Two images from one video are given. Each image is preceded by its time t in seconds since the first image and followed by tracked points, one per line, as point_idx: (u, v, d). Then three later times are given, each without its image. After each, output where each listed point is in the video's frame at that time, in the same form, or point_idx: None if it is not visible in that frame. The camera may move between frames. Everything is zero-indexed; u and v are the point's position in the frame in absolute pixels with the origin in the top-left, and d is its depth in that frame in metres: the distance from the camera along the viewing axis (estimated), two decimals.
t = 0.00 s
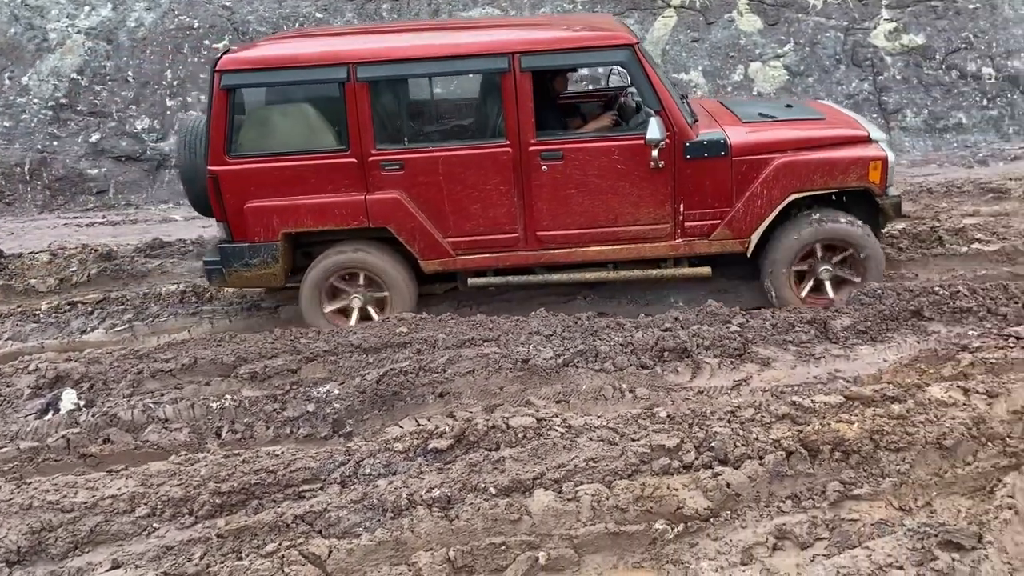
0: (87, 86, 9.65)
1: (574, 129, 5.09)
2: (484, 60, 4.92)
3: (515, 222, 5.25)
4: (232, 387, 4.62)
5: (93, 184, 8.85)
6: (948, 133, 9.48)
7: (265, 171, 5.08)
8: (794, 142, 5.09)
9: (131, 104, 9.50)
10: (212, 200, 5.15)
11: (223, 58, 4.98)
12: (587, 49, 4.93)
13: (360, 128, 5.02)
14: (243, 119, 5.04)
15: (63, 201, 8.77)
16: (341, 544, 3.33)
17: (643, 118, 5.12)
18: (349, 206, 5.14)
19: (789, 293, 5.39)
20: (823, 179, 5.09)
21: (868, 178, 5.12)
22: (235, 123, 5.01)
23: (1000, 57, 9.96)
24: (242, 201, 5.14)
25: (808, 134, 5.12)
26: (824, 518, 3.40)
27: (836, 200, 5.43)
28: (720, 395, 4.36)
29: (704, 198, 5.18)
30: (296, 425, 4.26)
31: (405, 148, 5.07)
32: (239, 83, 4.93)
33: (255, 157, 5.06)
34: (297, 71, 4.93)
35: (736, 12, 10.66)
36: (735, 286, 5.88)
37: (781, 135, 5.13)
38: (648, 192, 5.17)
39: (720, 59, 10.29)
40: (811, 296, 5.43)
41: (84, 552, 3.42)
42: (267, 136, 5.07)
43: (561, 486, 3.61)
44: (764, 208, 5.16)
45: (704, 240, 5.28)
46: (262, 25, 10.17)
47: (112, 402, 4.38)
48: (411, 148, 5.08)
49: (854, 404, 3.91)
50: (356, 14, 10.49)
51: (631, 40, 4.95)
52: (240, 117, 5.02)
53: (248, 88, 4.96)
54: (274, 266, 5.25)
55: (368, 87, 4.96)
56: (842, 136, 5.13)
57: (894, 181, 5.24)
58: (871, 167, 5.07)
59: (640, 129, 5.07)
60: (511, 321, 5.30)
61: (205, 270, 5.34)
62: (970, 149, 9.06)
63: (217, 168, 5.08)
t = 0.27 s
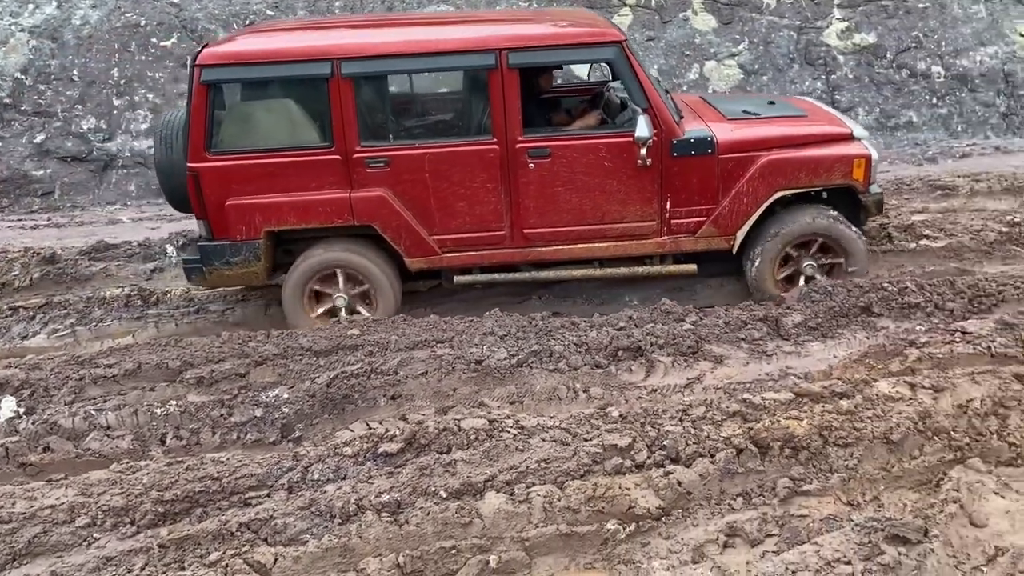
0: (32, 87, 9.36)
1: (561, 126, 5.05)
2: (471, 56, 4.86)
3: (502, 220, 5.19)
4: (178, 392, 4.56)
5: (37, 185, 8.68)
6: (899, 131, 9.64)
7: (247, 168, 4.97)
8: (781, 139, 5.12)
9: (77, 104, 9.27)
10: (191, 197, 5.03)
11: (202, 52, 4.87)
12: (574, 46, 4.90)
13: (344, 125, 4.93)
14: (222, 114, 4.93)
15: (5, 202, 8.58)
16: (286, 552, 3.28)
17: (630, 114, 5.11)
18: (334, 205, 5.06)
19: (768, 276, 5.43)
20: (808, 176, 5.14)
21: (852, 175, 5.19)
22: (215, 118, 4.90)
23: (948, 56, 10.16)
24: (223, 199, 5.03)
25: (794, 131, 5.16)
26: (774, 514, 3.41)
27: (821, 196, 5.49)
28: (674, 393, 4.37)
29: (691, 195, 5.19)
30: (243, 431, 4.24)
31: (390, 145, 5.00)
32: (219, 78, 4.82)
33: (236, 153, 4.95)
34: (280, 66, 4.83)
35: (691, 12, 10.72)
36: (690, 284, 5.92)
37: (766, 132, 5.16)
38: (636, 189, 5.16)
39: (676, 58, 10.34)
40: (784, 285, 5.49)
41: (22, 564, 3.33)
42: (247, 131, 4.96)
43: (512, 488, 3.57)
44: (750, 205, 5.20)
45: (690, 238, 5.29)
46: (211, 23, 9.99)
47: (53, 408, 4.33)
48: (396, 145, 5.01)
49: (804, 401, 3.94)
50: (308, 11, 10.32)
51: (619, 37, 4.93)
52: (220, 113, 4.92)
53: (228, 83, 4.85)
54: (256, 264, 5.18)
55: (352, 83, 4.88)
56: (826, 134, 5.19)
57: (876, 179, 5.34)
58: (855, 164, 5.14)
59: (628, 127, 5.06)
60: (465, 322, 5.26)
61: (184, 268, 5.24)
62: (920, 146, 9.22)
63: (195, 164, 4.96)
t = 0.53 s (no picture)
0: None
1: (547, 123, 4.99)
2: (457, 52, 4.75)
3: (488, 219, 5.14)
4: (122, 401, 4.42)
5: None
6: (860, 131, 9.73)
7: (226, 167, 4.83)
8: (769, 137, 5.10)
9: (28, 104, 9.06)
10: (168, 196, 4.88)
11: (179, 46, 4.69)
12: (562, 43, 4.80)
13: (327, 122, 4.82)
14: (200, 111, 4.77)
15: None
16: (228, 566, 3.26)
17: (618, 112, 5.05)
18: (316, 204, 4.95)
19: (756, 259, 5.37)
20: (794, 174, 5.12)
21: (837, 174, 5.18)
22: (192, 115, 4.74)
23: (907, 56, 10.26)
24: (201, 197, 4.89)
25: (780, 129, 5.14)
26: (729, 518, 3.37)
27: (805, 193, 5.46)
28: (633, 396, 4.33)
29: (677, 193, 5.16)
30: (189, 441, 4.13)
31: (374, 143, 4.90)
32: (196, 73, 4.64)
33: (214, 151, 4.81)
34: (259, 62, 4.67)
35: (654, 12, 10.72)
36: (651, 284, 5.89)
37: (753, 130, 5.12)
38: (622, 187, 5.12)
39: (639, 58, 10.33)
40: (762, 272, 5.44)
41: None
42: (225, 128, 4.82)
43: (464, 496, 3.54)
44: (736, 204, 5.18)
45: (676, 236, 5.28)
46: (166, 20, 9.81)
47: None
48: (380, 142, 4.91)
49: (760, 402, 3.91)
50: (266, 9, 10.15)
51: (607, 34, 4.85)
52: (197, 109, 4.76)
53: (206, 78, 4.68)
54: (237, 264, 5.06)
55: (335, 79, 4.76)
56: (811, 131, 5.17)
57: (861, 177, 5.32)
58: (840, 163, 5.13)
59: (614, 124, 5.02)
60: (423, 325, 5.18)
61: (160, 267, 5.10)
62: (880, 146, 9.29)
63: (172, 162, 4.81)
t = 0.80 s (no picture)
0: None
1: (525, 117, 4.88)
2: (432, 44, 4.63)
3: (464, 214, 5.02)
4: (58, 406, 4.27)
5: None
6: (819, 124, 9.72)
7: (196, 161, 4.69)
8: (747, 130, 5.02)
9: None
10: (137, 191, 4.75)
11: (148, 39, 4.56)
12: (538, 36, 4.68)
13: (299, 116, 4.68)
14: (170, 104, 4.64)
15: None
16: None
17: (596, 106, 4.94)
18: (288, 199, 4.80)
19: (742, 240, 5.26)
20: (773, 168, 5.05)
21: (816, 167, 5.11)
22: (162, 109, 4.60)
23: (865, 51, 10.30)
24: (172, 192, 4.75)
25: (759, 122, 5.07)
26: (678, 522, 3.31)
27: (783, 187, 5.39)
28: (585, 395, 4.23)
29: (656, 187, 5.07)
30: (126, 447, 3.96)
31: (348, 136, 4.76)
32: (166, 66, 4.51)
33: (184, 145, 4.67)
34: (231, 55, 4.54)
35: (614, 5, 10.69)
36: (607, 280, 5.80)
37: (731, 123, 5.04)
38: (600, 182, 5.02)
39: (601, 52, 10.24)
40: (738, 255, 5.33)
41: None
42: (196, 122, 4.68)
43: (408, 503, 3.43)
44: (715, 198, 5.10)
45: (655, 231, 5.18)
46: (119, 12, 9.50)
47: None
48: (354, 136, 4.77)
49: (710, 403, 3.84)
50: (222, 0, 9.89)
51: (584, 26, 4.74)
52: (167, 103, 4.62)
53: (175, 71, 4.55)
54: (208, 260, 4.91)
55: (307, 72, 4.62)
56: (790, 125, 5.09)
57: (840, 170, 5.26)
58: (819, 157, 5.06)
59: (592, 118, 4.91)
60: (372, 324, 5.04)
61: (131, 264, 4.96)
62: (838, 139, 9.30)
63: (142, 157, 4.67)
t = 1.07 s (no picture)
0: None
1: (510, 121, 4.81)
2: (418, 48, 4.54)
3: (448, 218, 4.92)
4: None
5: None
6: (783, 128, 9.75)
7: (175, 166, 4.55)
8: (730, 135, 5.00)
9: None
10: (114, 197, 4.58)
11: (125, 41, 4.41)
12: (525, 40, 4.63)
13: (280, 119, 4.56)
14: (147, 108, 4.48)
15: None
16: None
17: (580, 110, 4.87)
18: (269, 204, 4.68)
19: (740, 234, 5.20)
20: (756, 173, 5.03)
21: (798, 172, 5.11)
22: (140, 113, 4.46)
23: (827, 56, 10.37)
24: (149, 198, 4.60)
25: (742, 127, 5.05)
26: (633, 538, 3.25)
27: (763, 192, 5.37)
28: (543, 406, 4.16)
29: (641, 192, 5.02)
30: (68, 463, 3.81)
31: (330, 140, 4.65)
32: (144, 69, 4.36)
33: (164, 149, 4.53)
34: (213, 57, 4.41)
35: (580, 9, 10.67)
36: (568, 286, 5.73)
37: (715, 128, 5.02)
38: (585, 186, 4.96)
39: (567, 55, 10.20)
40: (726, 250, 5.26)
41: None
42: (175, 126, 4.53)
43: (357, 521, 3.33)
44: (700, 203, 5.07)
45: (639, 235, 5.13)
46: (75, 13, 9.26)
47: None
48: (336, 140, 4.66)
49: (666, 415, 3.79)
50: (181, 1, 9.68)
51: (569, 31, 4.70)
52: (145, 107, 4.47)
53: (154, 74, 4.40)
54: (188, 267, 4.77)
55: (289, 75, 4.51)
56: (772, 129, 5.09)
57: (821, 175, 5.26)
58: (801, 161, 5.07)
59: (579, 122, 4.85)
60: (326, 333, 4.92)
61: (106, 271, 4.78)
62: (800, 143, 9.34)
63: (119, 162, 4.52)
